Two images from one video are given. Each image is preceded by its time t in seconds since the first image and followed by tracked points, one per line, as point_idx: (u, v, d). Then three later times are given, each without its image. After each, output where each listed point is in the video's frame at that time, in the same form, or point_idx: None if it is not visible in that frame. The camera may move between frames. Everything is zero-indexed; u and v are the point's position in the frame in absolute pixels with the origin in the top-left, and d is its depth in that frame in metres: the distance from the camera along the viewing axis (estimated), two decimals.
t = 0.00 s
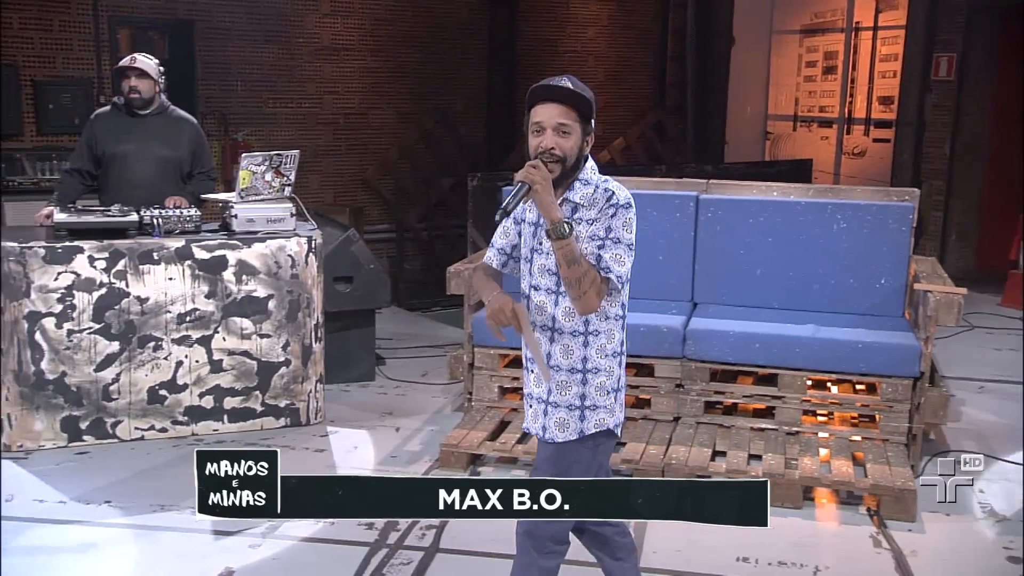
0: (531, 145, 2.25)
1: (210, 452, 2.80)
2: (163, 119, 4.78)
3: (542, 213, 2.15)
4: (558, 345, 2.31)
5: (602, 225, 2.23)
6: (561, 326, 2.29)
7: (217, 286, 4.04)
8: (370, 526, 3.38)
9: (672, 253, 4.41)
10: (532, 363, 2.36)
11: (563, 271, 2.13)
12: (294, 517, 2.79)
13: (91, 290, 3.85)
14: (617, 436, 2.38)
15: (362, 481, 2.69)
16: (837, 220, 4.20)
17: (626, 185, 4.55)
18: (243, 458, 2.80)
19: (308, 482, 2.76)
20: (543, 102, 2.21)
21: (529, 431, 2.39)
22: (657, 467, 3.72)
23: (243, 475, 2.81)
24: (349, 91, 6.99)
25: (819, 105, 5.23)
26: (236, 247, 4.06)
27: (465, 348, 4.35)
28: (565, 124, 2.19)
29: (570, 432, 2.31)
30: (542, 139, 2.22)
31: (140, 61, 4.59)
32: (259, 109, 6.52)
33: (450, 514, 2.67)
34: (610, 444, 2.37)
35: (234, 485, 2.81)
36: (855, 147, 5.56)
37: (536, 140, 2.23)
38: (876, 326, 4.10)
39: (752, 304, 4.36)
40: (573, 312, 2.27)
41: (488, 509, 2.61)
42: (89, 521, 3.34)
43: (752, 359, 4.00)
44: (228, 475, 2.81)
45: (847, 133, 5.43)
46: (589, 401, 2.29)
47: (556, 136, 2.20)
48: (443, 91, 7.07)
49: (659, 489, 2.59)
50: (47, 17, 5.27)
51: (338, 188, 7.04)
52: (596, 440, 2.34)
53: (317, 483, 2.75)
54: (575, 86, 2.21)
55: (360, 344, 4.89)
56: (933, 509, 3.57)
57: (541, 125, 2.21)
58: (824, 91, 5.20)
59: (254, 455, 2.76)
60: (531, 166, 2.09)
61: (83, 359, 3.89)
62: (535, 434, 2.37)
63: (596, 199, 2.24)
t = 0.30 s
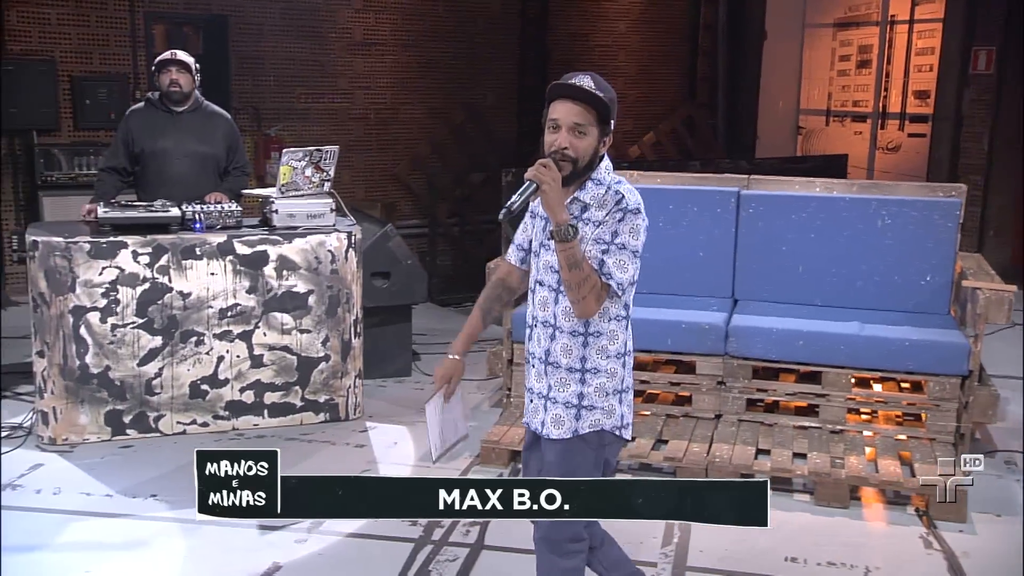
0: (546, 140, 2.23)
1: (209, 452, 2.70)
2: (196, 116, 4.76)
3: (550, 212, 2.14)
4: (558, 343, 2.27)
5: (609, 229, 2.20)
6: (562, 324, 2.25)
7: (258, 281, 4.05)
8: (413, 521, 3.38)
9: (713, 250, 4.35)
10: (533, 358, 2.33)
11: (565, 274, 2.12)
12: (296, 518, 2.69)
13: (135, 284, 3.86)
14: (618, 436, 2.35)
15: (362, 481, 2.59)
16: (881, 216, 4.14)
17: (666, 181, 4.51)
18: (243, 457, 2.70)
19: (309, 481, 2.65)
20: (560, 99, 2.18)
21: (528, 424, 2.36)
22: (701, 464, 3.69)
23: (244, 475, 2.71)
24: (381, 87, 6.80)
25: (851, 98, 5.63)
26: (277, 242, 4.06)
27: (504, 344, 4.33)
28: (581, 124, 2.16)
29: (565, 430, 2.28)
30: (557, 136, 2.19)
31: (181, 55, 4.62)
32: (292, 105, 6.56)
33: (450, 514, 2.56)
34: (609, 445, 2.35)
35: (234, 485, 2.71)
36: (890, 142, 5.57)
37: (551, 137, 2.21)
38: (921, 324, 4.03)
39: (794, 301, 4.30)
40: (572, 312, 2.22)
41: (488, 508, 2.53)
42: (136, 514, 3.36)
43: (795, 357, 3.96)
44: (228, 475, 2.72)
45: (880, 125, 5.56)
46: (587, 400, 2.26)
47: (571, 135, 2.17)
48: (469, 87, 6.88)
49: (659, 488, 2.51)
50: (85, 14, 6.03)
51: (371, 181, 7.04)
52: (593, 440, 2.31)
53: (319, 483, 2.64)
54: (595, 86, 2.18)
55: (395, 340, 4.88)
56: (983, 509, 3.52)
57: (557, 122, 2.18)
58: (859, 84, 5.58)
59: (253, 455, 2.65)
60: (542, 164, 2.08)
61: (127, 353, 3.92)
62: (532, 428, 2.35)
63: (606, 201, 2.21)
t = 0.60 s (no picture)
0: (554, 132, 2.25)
1: (209, 452, 2.75)
2: (226, 109, 4.76)
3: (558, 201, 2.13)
4: (575, 339, 2.26)
5: (619, 217, 2.18)
6: (577, 319, 2.24)
7: (298, 276, 4.05)
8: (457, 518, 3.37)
9: (754, 246, 4.30)
10: (551, 354, 2.32)
11: (577, 263, 2.10)
12: (297, 516, 2.74)
13: (178, 279, 3.87)
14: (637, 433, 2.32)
15: (362, 480, 2.64)
16: (927, 213, 4.06)
17: (706, 177, 4.48)
18: (243, 458, 2.75)
19: (309, 483, 2.70)
20: (565, 89, 2.20)
21: (546, 423, 2.35)
22: (745, 462, 3.66)
23: (242, 475, 2.76)
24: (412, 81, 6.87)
25: (884, 92, 6.40)
26: (317, 238, 4.06)
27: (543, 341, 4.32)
28: (586, 111, 2.18)
29: (584, 427, 2.27)
30: (565, 126, 2.21)
31: (210, 56, 4.56)
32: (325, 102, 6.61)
33: (451, 514, 2.63)
34: (626, 444, 2.32)
35: (235, 485, 2.76)
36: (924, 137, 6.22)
37: (559, 128, 2.22)
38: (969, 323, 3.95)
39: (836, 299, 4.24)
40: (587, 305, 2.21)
41: (489, 509, 2.51)
42: (181, 508, 3.38)
43: (840, 355, 3.91)
44: (228, 475, 2.77)
45: (914, 121, 6.27)
46: (604, 396, 2.24)
47: (578, 124, 2.19)
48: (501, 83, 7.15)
49: (659, 489, 2.53)
50: (121, 8, 6.16)
51: (400, 177, 6.82)
52: (612, 437, 2.29)
53: (318, 482, 2.70)
54: (598, 73, 2.19)
55: (432, 336, 4.88)
56: None
57: (563, 112, 2.20)
58: (890, 80, 6.35)
59: (253, 456, 2.71)
60: (549, 154, 2.07)
61: (169, 347, 3.93)
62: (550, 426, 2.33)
63: (615, 189, 2.19)
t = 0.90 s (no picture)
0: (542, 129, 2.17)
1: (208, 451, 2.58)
2: (247, 101, 4.77)
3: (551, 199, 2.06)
4: (580, 333, 2.19)
5: (615, 209, 2.11)
6: (581, 313, 2.17)
7: (334, 271, 4.05)
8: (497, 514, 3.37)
9: (791, 241, 4.21)
10: (554, 351, 2.25)
11: (577, 258, 2.03)
12: (300, 517, 2.55)
13: (215, 273, 3.88)
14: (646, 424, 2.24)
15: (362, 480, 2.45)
16: (969, 208, 3.95)
17: (744, 172, 4.41)
18: (243, 457, 2.58)
19: (309, 482, 2.52)
20: (550, 85, 2.12)
21: (553, 421, 2.26)
22: (785, 459, 3.63)
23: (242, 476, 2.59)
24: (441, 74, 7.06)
25: (915, 86, 6.93)
26: (353, 232, 4.06)
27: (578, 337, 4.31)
28: (574, 105, 2.10)
29: (596, 422, 2.19)
30: (553, 123, 2.13)
31: (233, 44, 4.59)
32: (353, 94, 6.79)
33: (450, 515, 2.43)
34: (642, 437, 2.23)
35: (235, 485, 2.59)
36: (955, 131, 6.64)
37: (546, 125, 2.14)
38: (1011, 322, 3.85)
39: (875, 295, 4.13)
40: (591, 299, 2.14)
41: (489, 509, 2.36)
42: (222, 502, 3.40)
43: (881, 352, 3.84)
44: (227, 475, 2.60)
45: (946, 115, 6.71)
46: (614, 387, 2.17)
47: (566, 119, 2.11)
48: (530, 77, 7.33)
49: (660, 488, 2.25)
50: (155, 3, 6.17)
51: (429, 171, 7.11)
52: (624, 430, 2.21)
53: (319, 482, 2.52)
54: (583, 65, 2.10)
55: (465, 331, 4.89)
56: None
57: (550, 108, 2.12)
58: (923, 73, 6.84)
59: (252, 454, 2.53)
60: (539, 151, 2.01)
61: (206, 341, 3.94)
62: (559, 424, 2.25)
63: (609, 182, 2.13)
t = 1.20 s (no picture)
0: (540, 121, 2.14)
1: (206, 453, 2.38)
2: (272, 97, 4.77)
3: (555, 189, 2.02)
4: (585, 324, 2.17)
5: (619, 196, 2.11)
6: (586, 304, 2.16)
7: (368, 266, 4.04)
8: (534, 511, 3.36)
9: (827, 238, 4.17)
10: (559, 345, 2.23)
11: (584, 247, 2.00)
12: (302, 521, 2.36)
13: (250, 269, 3.88)
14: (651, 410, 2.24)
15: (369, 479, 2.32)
16: (1012, 204, 3.86)
17: (780, 168, 4.36)
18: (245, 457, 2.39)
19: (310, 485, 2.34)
20: (547, 77, 2.10)
21: (562, 416, 2.22)
22: (824, 458, 3.59)
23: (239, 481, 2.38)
24: (467, 70, 7.19)
25: (945, 81, 6.94)
26: (387, 228, 4.04)
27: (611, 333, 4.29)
28: (573, 96, 2.08)
29: (608, 411, 2.16)
30: (551, 114, 2.11)
31: (254, 41, 4.58)
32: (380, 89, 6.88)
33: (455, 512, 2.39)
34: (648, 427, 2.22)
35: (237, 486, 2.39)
36: (987, 126, 6.57)
37: (544, 117, 2.11)
38: None
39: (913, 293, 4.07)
40: (598, 288, 2.14)
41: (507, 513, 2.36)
42: (259, 496, 3.41)
43: (920, 350, 3.79)
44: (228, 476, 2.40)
45: (976, 110, 6.65)
46: (623, 373, 2.16)
47: (565, 110, 2.09)
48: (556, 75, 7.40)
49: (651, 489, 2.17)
50: None
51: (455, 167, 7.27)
52: (635, 418, 2.19)
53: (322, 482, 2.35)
54: (579, 55, 2.09)
55: (496, 328, 4.88)
56: None
57: (549, 100, 2.09)
58: (955, 68, 6.83)
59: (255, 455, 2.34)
60: (543, 144, 1.96)
61: (241, 337, 3.94)
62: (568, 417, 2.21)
63: (611, 171, 2.12)
